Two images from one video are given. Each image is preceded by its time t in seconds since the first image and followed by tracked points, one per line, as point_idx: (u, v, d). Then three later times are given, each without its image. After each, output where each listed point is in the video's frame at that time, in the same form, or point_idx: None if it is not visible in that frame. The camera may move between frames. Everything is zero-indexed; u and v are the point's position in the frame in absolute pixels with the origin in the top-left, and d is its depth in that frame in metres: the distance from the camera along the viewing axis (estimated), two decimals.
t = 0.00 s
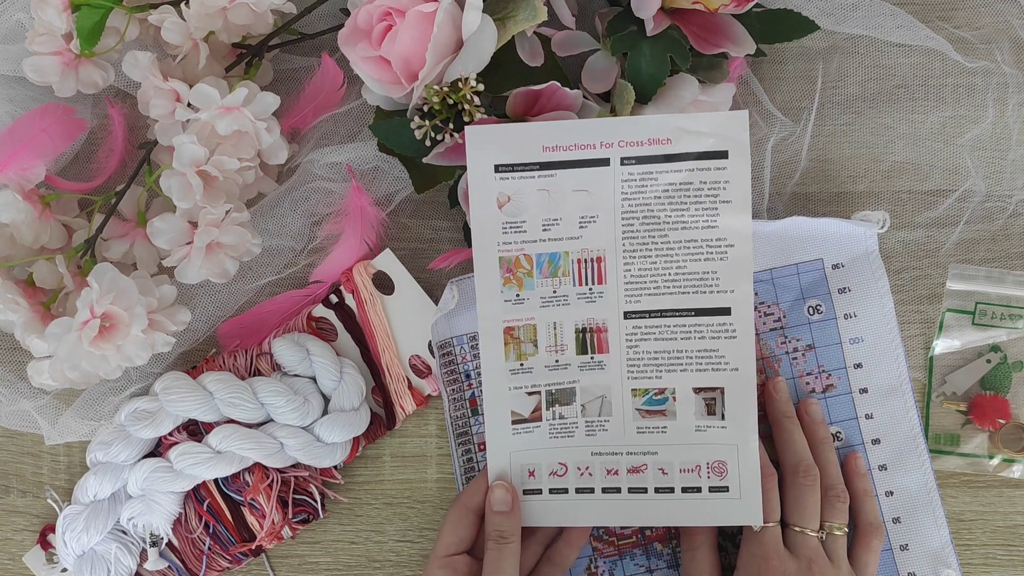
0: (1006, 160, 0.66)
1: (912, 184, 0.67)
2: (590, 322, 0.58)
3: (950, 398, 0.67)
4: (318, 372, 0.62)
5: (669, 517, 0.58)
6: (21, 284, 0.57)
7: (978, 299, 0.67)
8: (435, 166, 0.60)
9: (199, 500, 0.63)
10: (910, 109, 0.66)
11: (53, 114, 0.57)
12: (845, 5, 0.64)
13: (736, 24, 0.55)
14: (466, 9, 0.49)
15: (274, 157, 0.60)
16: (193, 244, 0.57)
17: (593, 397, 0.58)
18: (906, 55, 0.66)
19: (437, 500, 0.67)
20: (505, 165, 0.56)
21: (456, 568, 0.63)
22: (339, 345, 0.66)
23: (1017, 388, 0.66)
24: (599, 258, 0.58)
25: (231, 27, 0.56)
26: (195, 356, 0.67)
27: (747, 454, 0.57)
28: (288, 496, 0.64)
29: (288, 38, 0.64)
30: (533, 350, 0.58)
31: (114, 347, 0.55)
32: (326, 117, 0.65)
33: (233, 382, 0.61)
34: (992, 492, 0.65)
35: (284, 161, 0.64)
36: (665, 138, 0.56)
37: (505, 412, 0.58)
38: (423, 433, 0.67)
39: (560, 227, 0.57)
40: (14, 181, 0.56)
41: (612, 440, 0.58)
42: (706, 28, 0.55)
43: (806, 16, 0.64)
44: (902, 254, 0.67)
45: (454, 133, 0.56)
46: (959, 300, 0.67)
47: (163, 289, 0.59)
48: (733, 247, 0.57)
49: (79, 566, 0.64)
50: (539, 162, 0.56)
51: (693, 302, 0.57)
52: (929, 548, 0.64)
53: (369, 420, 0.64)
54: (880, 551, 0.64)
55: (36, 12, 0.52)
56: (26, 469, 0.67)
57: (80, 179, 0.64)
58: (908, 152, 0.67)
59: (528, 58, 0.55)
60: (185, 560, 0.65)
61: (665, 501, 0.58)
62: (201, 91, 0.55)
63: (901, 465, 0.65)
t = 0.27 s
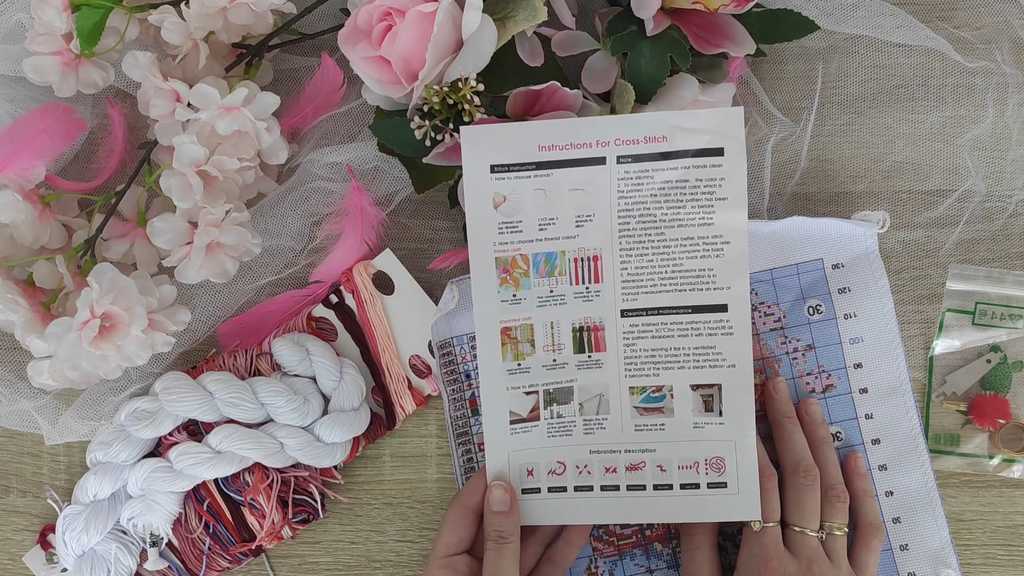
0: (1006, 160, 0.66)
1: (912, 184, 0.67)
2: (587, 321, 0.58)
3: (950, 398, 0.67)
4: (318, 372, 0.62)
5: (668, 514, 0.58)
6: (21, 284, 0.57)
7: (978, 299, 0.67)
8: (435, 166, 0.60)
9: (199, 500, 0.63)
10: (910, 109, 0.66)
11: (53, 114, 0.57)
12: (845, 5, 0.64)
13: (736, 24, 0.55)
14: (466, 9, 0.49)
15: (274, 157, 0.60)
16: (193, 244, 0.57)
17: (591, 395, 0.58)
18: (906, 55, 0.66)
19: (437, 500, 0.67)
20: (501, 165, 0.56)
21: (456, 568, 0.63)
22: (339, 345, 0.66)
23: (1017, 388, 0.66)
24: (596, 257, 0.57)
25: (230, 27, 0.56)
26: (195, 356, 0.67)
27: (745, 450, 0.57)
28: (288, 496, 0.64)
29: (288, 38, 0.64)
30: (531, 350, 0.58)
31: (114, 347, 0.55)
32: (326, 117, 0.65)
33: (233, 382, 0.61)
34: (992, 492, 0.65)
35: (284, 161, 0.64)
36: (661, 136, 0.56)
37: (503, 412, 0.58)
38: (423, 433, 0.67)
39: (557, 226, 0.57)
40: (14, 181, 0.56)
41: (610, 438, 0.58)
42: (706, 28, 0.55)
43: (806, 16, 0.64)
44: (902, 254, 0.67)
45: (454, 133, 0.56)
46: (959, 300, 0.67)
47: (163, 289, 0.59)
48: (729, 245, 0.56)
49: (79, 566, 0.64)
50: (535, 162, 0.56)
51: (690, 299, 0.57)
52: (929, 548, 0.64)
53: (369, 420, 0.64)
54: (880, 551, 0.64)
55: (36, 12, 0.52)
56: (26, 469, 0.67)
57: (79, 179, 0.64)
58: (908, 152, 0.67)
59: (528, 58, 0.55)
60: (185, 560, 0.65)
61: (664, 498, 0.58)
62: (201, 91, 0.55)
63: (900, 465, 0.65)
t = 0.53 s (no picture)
0: (1006, 160, 0.66)
1: (912, 184, 0.67)
2: (588, 321, 0.58)
3: (950, 398, 0.67)
4: (318, 372, 0.62)
5: (669, 514, 0.58)
6: (21, 284, 0.57)
7: (978, 299, 0.67)
8: (435, 166, 0.60)
9: (199, 500, 0.63)
10: (910, 109, 0.66)
11: (53, 114, 0.57)
12: (845, 5, 0.64)
13: (736, 24, 0.55)
14: (466, 9, 0.49)
15: (274, 157, 0.60)
16: (193, 244, 0.57)
17: (592, 395, 0.58)
18: (906, 55, 0.66)
19: (437, 500, 0.67)
20: (502, 165, 0.56)
21: (457, 568, 0.63)
22: (339, 345, 0.66)
23: (1017, 388, 0.66)
24: (597, 257, 0.57)
25: (231, 27, 0.56)
26: (195, 356, 0.67)
27: (745, 451, 0.57)
28: (288, 496, 0.64)
29: (288, 38, 0.64)
30: (532, 350, 0.58)
31: (114, 347, 0.55)
32: (326, 117, 0.65)
33: (233, 382, 0.61)
34: (992, 492, 0.65)
35: (284, 161, 0.64)
36: (662, 137, 0.56)
37: (503, 412, 0.58)
38: (423, 433, 0.67)
39: (558, 226, 0.57)
40: (14, 181, 0.56)
41: (611, 438, 0.58)
42: (706, 28, 0.55)
43: (806, 16, 0.64)
44: (902, 254, 0.67)
45: (454, 133, 0.56)
46: (959, 300, 0.67)
47: (163, 289, 0.59)
48: (730, 245, 0.56)
49: (79, 566, 0.64)
50: (536, 162, 0.56)
51: (691, 299, 0.57)
52: (929, 548, 0.64)
53: (369, 420, 0.64)
54: (880, 550, 0.64)
55: (36, 12, 0.52)
56: (26, 469, 0.67)
57: (79, 179, 0.64)
58: (908, 152, 0.67)
59: (528, 58, 0.55)
60: (185, 560, 0.65)
61: (665, 498, 0.58)
62: (201, 91, 0.55)
63: (900, 465, 0.65)
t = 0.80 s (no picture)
0: (1006, 160, 0.66)
1: (912, 184, 0.67)
2: (588, 321, 0.58)
3: (950, 398, 0.67)
4: (318, 372, 0.62)
5: (670, 514, 0.58)
6: (21, 284, 0.57)
7: (978, 299, 0.67)
8: (435, 166, 0.60)
9: (199, 500, 0.63)
10: (910, 109, 0.66)
11: (53, 114, 0.57)
12: (845, 5, 0.64)
13: (736, 24, 0.55)
14: (466, 9, 0.49)
15: (274, 157, 0.60)
16: (193, 244, 0.57)
17: (592, 395, 0.58)
18: (906, 55, 0.66)
19: (437, 500, 0.67)
20: (502, 166, 0.56)
21: (457, 568, 0.63)
22: (339, 345, 0.66)
23: (1017, 388, 0.66)
24: (597, 257, 0.57)
25: (231, 27, 0.56)
26: (195, 356, 0.67)
27: (745, 452, 0.57)
28: (288, 496, 0.64)
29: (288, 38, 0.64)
30: (532, 350, 0.58)
31: (114, 347, 0.55)
32: (326, 117, 0.65)
33: (233, 382, 0.61)
34: (992, 492, 0.65)
35: (284, 161, 0.64)
36: (662, 136, 0.56)
37: (504, 412, 0.58)
38: (423, 433, 0.67)
39: (559, 226, 0.57)
40: (14, 181, 0.56)
41: (611, 437, 0.58)
42: (706, 28, 0.55)
43: (806, 16, 0.64)
44: (902, 254, 0.67)
45: (454, 133, 0.56)
46: (959, 300, 0.67)
47: (163, 289, 0.59)
48: (730, 245, 0.56)
49: (79, 566, 0.64)
50: (537, 162, 0.56)
51: (691, 299, 0.57)
52: (929, 548, 0.64)
53: (369, 419, 0.64)
54: (880, 550, 0.64)
55: (36, 12, 0.52)
56: (26, 469, 0.67)
57: (79, 179, 0.64)
58: (908, 152, 0.67)
59: (528, 58, 0.55)
60: (185, 560, 0.65)
61: (665, 498, 0.58)
62: (201, 91, 0.55)
63: (900, 465, 0.65)
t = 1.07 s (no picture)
0: (1006, 160, 0.66)
1: (912, 184, 0.67)
2: (589, 321, 0.58)
3: (950, 398, 0.67)
4: (318, 372, 0.62)
5: (670, 514, 0.58)
6: (21, 284, 0.57)
7: (978, 299, 0.67)
8: (435, 166, 0.60)
9: (199, 500, 0.63)
10: (910, 109, 0.66)
11: (53, 114, 0.57)
12: (845, 5, 0.64)
13: (736, 24, 0.55)
14: (466, 9, 0.49)
15: (274, 157, 0.60)
16: (193, 244, 0.57)
17: (592, 395, 0.58)
18: (906, 55, 0.66)
19: (437, 500, 0.67)
20: (503, 166, 0.56)
21: (457, 568, 0.63)
22: (338, 345, 0.66)
23: (1017, 388, 0.66)
24: (598, 257, 0.57)
25: (231, 27, 0.56)
26: (195, 356, 0.67)
27: (746, 452, 0.57)
28: (288, 496, 0.64)
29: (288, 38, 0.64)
30: (532, 350, 0.58)
31: (114, 347, 0.55)
32: (326, 117, 0.65)
33: (233, 382, 0.61)
34: (992, 492, 0.65)
35: (284, 161, 0.64)
36: (663, 136, 0.56)
37: (504, 412, 0.58)
38: (423, 433, 0.67)
39: (560, 226, 0.57)
40: (14, 181, 0.56)
41: (611, 437, 0.58)
42: (706, 28, 0.55)
43: (806, 16, 0.64)
44: (902, 254, 0.67)
45: (454, 133, 0.56)
46: (959, 300, 0.67)
47: (163, 289, 0.59)
48: (731, 245, 0.56)
49: (79, 566, 0.64)
50: (538, 162, 0.56)
51: (691, 299, 0.57)
52: (929, 548, 0.64)
53: (369, 419, 0.64)
54: (880, 550, 0.64)
55: (36, 12, 0.52)
56: (26, 469, 0.67)
57: (80, 179, 0.64)
58: (908, 152, 0.67)
59: (528, 58, 0.55)
60: (185, 560, 0.65)
61: (665, 498, 0.58)
62: (201, 91, 0.55)
63: (900, 465, 0.65)
